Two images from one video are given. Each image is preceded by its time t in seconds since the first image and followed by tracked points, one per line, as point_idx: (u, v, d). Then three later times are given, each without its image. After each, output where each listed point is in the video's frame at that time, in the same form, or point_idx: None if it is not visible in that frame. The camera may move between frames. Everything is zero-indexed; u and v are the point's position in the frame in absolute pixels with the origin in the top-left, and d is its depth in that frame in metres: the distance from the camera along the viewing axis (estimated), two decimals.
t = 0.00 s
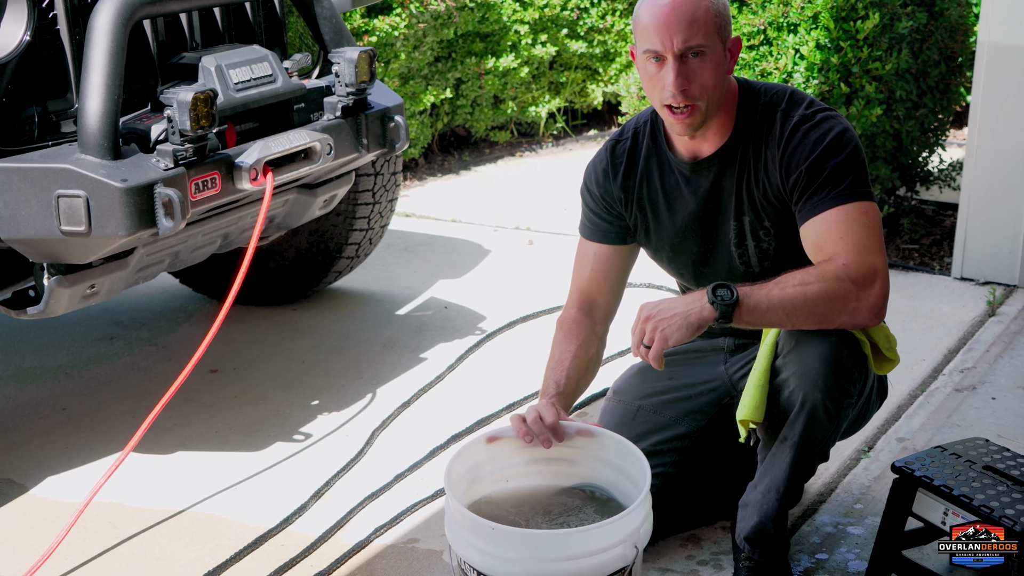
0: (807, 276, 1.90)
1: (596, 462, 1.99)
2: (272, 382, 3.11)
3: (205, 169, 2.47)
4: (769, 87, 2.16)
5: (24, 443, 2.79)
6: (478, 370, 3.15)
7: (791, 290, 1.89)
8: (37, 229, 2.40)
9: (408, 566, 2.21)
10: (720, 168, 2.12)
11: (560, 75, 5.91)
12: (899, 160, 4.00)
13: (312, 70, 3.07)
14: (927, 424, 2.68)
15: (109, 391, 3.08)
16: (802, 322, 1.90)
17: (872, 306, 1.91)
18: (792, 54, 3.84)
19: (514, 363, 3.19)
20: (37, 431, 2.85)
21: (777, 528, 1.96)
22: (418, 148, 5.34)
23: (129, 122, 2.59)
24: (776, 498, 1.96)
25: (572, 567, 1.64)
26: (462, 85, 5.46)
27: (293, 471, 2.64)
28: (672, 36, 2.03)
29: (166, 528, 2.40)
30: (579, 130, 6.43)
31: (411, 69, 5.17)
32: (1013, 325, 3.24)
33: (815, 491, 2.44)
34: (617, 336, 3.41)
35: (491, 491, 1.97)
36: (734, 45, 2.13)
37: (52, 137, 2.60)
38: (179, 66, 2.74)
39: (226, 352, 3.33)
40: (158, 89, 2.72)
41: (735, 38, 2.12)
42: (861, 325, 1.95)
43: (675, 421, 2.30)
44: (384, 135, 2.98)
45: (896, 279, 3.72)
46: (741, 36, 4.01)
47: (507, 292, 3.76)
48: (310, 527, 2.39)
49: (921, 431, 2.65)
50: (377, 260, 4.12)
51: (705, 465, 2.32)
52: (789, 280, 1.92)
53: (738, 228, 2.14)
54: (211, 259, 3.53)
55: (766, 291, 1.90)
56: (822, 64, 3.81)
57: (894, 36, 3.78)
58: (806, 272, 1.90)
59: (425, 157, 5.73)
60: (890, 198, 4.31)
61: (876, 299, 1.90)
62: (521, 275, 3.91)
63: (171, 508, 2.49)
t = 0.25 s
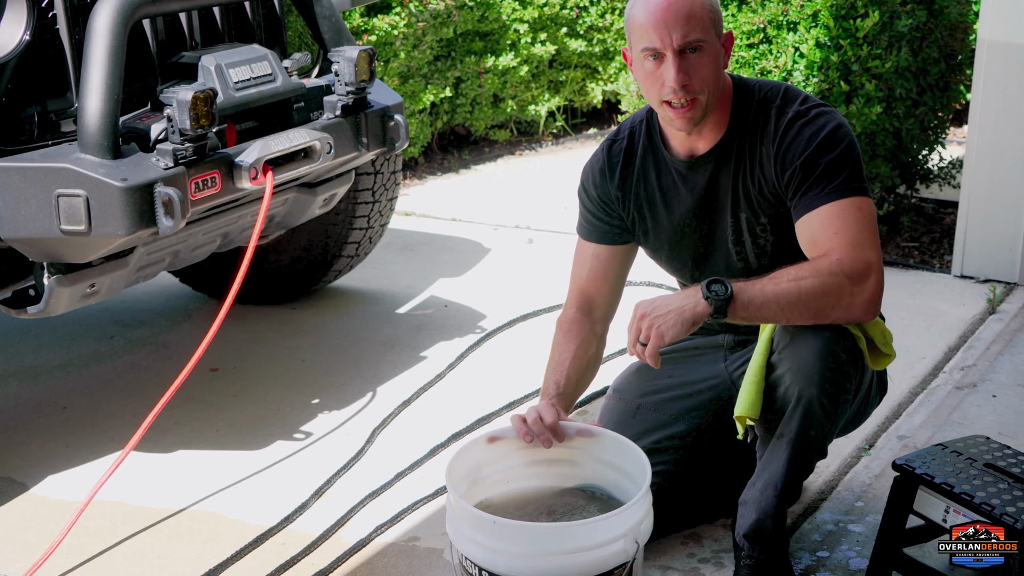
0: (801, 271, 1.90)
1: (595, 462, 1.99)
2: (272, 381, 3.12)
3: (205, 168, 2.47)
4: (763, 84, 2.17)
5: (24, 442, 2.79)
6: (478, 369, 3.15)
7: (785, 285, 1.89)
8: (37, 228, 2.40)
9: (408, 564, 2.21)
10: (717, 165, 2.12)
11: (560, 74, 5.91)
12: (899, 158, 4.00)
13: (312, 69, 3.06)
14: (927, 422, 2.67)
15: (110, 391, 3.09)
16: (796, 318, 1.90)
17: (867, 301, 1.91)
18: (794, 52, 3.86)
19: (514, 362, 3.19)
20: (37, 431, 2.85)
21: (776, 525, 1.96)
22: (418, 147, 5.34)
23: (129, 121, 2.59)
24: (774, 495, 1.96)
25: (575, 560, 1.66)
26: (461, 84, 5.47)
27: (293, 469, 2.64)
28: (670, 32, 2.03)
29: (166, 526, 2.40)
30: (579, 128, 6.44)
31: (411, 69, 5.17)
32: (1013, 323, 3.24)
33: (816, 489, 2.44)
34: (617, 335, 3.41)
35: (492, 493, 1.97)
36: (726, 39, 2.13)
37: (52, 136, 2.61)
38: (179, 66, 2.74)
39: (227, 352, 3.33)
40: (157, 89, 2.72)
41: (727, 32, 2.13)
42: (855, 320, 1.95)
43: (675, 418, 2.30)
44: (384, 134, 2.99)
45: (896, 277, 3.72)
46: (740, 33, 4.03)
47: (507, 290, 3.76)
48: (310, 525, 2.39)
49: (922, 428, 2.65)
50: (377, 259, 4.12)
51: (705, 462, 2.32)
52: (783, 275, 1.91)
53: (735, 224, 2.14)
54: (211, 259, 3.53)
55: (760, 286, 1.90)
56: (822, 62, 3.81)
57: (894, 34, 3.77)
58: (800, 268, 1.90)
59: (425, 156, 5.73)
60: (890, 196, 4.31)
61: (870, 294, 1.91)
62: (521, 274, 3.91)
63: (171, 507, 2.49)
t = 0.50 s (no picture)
0: (801, 269, 1.90)
1: (598, 466, 1.99)
2: (276, 380, 3.12)
3: (208, 168, 2.47)
4: (763, 82, 2.16)
5: (28, 441, 2.80)
6: (481, 367, 3.15)
7: (784, 283, 1.90)
8: (40, 227, 2.40)
9: (412, 563, 2.21)
10: (718, 164, 2.12)
11: (562, 72, 5.91)
12: (902, 155, 4.00)
13: (314, 69, 3.05)
14: (931, 419, 2.67)
15: (113, 390, 3.09)
16: (797, 315, 1.91)
17: (867, 296, 1.91)
18: (796, 50, 3.84)
19: (517, 360, 3.19)
20: (41, 430, 2.85)
21: (779, 523, 1.96)
22: (421, 146, 5.34)
23: (133, 120, 2.59)
24: (777, 493, 1.95)
25: (578, 552, 1.69)
26: (464, 82, 5.47)
27: (298, 468, 2.64)
28: (669, 34, 2.04)
29: (170, 526, 2.41)
30: (582, 126, 6.44)
31: (413, 67, 5.17)
32: (1017, 320, 3.24)
33: (820, 486, 2.44)
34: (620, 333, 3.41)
35: (497, 495, 1.97)
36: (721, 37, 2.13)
37: (55, 136, 2.60)
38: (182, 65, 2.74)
39: (230, 351, 3.33)
40: (160, 88, 2.71)
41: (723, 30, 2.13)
42: (857, 316, 1.95)
43: (679, 416, 2.30)
44: (387, 133, 2.99)
45: (899, 275, 3.72)
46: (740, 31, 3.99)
47: (510, 289, 3.76)
48: (314, 524, 2.39)
49: (926, 426, 2.64)
50: (380, 258, 4.12)
51: (709, 460, 2.32)
52: (783, 273, 1.92)
53: (737, 222, 2.14)
54: (214, 258, 3.53)
55: (760, 284, 1.90)
56: (824, 59, 3.81)
57: (896, 31, 3.77)
58: (799, 265, 1.91)
59: (428, 155, 5.73)
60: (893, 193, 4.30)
61: (871, 290, 1.91)
62: (524, 272, 3.91)
63: (175, 506, 2.49)
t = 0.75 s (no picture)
0: (798, 270, 1.90)
1: (601, 473, 2.00)
2: (278, 383, 3.12)
3: (210, 170, 2.47)
4: (760, 83, 2.16)
5: (31, 444, 2.80)
6: (484, 369, 3.15)
7: (781, 284, 1.89)
8: (42, 230, 2.40)
9: (415, 565, 2.21)
10: (716, 166, 2.12)
11: (564, 73, 5.91)
12: (904, 156, 4.00)
13: (317, 70, 3.06)
14: (933, 421, 2.67)
15: (115, 393, 3.09)
16: (795, 316, 1.91)
17: (865, 296, 1.91)
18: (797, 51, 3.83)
19: (519, 362, 3.19)
20: (43, 433, 2.85)
21: (781, 525, 1.95)
22: (422, 148, 5.34)
23: (134, 123, 2.59)
24: (778, 494, 1.95)
25: (581, 549, 1.71)
26: (465, 83, 5.46)
27: (300, 470, 2.64)
28: (664, 37, 2.03)
29: (172, 528, 2.40)
30: (584, 128, 6.44)
31: (415, 69, 5.17)
32: (1019, 321, 3.24)
33: (822, 488, 2.44)
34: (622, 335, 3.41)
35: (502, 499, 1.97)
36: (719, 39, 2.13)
37: (57, 139, 2.59)
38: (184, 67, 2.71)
39: (232, 353, 3.33)
40: (162, 90, 2.71)
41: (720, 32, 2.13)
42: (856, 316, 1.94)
43: (682, 418, 2.29)
44: (389, 135, 2.99)
45: (902, 276, 3.72)
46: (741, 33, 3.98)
47: (512, 291, 3.76)
48: (317, 527, 2.39)
49: (928, 427, 2.64)
50: (382, 260, 4.12)
51: (712, 462, 2.32)
52: (780, 274, 1.92)
53: (736, 224, 2.14)
54: (216, 260, 3.53)
55: (757, 285, 1.90)
56: (826, 61, 3.81)
57: (898, 32, 3.77)
58: (797, 267, 1.90)
59: (429, 156, 5.72)
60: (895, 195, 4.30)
61: (869, 290, 1.90)
62: (526, 274, 3.91)
63: (178, 509, 2.49)
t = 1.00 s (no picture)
0: (799, 272, 1.90)
1: (603, 478, 2.00)
2: (279, 386, 3.12)
3: (212, 173, 2.47)
4: (759, 84, 2.16)
5: (32, 447, 2.80)
6: (485, 373, 3.15)
7: (783, 286, 1.89)
8: (43, 234, 2.40)
9: (416, 569, 2.20)
10: (716, 169, 2.12)
11: (565, 76, 5.91)
12: (906, 160, 4.00)
13: (319, 74, 3.07)
14: (935, 424, 2.67)
15: (116, 396, 3.09)
16: (796, 318, 1.91)
17: (867, 296, 1.90)
18: (799, 54, 3.84)
19: (521, 365, 3.19)
20: (45, 436, 2.85)
21: (784, 529, 1.96)
22: (424, 151, 5.34)
23: (136, 127, 2.59)
24: (781, 498, 1.95)
25: (582, 552, 1.71)
26: (467, 87, 5.46)
27: (302, 474, 2.64)
28: (661, 38, 2.02)
29: (174, 532, 2.40)
30: (585, 131, 6.44)
31: (416, 72, 5.17)
32: (1021, 324, 3.24)
33: (824, 491, 2.44)
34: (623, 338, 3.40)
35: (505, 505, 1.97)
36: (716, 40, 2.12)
37: (59, 142, 2.59)
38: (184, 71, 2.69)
39: (233, 356, 3.33)
40: (163, 94, 2.71)
41: (718, 33, 2.12)
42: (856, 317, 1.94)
43: (683, 422, 2.29)
44: (390, 139, 2.99)
45: (903, 279, 3.72)
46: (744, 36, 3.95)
47: (514, 294, 3.76)
48: (319, 530, 2.39)
49: (930, 430, 2.64)
50: (383, 263, 4.12)
51: (714, 466, 2.31)
52: (781, 277, 1.91)
53: (737, 225, 2.14)
54: (217, 263, 3.53)
55: (759, 289, 1.90)
56: (827, 64, 3.81)
57: (899, 36, 3.77)
58: (797, 269, 1.90)
59: (431, 159, 5.72)
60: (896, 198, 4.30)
61: (869, 291, 1.90)
62: (527, 277, 3.91)
63: (179, 513, 2.49)
